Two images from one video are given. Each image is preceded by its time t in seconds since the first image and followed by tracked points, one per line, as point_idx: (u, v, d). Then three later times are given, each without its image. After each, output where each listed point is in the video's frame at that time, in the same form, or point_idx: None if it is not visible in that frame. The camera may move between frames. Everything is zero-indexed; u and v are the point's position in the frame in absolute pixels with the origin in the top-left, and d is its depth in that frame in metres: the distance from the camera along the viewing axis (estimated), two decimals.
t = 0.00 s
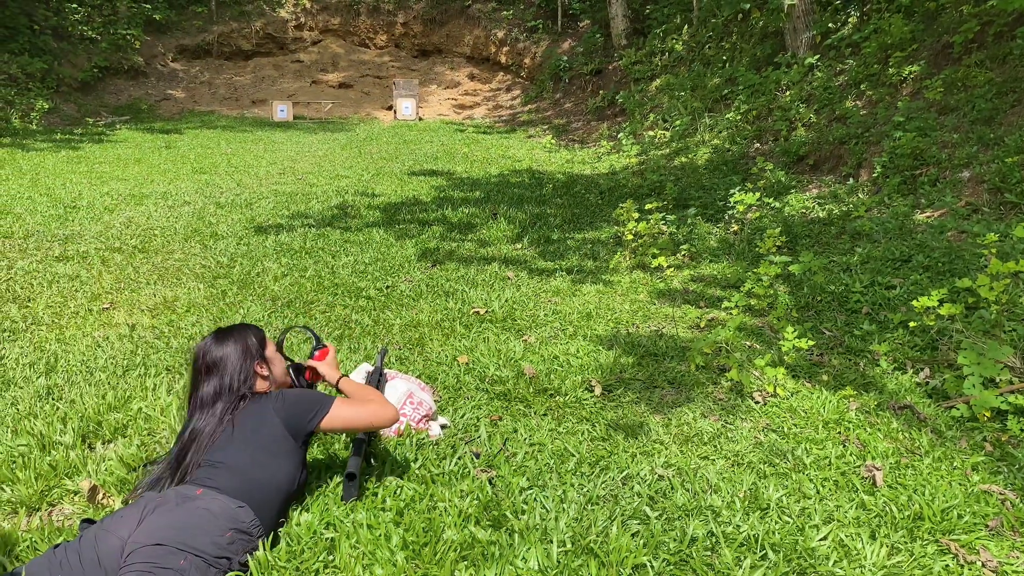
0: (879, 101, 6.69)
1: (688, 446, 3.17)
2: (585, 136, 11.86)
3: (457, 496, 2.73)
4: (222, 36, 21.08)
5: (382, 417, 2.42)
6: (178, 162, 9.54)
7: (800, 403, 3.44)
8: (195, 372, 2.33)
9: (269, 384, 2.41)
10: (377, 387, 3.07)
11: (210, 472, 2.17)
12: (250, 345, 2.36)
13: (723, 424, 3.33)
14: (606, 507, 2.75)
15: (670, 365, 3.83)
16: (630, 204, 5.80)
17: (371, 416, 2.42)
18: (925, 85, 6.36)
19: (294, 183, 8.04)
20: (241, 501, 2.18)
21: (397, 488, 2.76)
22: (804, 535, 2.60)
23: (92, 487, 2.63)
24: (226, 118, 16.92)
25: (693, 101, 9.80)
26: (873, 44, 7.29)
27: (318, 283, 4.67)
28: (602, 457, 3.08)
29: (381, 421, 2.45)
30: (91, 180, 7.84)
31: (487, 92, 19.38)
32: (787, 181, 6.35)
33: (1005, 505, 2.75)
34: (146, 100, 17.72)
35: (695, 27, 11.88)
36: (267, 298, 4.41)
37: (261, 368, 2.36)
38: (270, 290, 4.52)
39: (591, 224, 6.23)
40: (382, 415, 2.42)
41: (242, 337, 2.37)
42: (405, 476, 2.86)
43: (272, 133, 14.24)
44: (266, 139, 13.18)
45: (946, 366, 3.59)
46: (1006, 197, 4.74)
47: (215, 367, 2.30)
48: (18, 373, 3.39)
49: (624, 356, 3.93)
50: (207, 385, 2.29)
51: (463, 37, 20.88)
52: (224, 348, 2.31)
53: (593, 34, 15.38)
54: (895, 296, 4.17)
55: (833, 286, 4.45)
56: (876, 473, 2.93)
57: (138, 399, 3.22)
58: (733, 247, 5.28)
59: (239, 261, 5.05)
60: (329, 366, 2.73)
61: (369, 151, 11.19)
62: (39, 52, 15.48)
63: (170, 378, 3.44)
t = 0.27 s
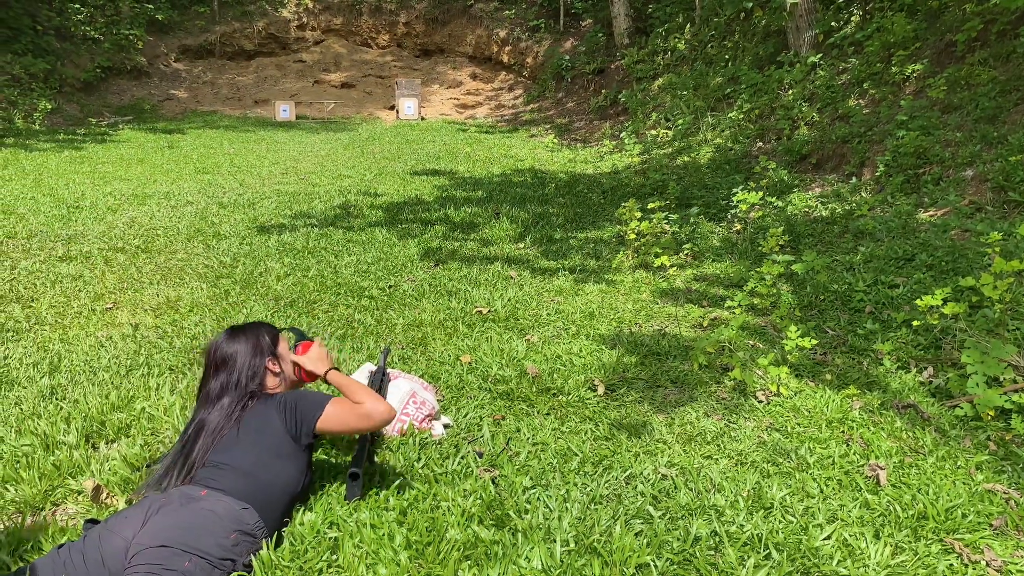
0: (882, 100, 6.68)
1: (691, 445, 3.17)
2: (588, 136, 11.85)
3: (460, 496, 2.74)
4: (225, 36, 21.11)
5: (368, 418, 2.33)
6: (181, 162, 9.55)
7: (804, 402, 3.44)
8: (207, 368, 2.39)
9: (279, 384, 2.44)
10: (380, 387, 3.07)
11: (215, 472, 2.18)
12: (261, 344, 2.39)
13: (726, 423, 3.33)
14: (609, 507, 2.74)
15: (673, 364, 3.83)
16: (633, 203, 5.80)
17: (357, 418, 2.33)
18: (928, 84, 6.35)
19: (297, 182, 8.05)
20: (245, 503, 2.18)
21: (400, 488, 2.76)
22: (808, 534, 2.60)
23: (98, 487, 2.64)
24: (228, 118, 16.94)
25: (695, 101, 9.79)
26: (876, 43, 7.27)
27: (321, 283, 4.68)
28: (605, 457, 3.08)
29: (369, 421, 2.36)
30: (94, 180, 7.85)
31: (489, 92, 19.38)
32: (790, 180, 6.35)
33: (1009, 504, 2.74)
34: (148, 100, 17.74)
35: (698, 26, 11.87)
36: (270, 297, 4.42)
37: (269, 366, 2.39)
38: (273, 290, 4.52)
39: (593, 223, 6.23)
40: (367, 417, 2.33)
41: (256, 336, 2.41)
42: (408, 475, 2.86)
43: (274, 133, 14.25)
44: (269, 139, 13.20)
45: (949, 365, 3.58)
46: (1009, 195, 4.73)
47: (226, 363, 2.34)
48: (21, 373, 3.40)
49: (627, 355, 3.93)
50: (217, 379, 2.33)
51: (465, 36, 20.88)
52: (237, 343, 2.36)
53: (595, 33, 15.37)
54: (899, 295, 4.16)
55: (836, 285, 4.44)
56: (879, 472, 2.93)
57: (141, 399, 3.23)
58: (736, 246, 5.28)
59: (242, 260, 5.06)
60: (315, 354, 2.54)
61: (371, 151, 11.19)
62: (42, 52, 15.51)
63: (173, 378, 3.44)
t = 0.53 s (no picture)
0: (886, 99, 6.66)
1: (695, 445, 3.17)
2: (591, 136, 11.84)
3: (464, 496, 2.74)
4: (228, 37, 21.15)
5: (360, 400, 2.25)
6: (185, 163, 9.56)
7: (808, 402, 3.43)
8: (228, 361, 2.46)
9: (293, 384, 2.48)
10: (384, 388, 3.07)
11: (220, 472, 2.20)
12: (280, 345, 2.46)
13: (731, 423, 3.33)
14: (613, 507, 2.74)
15: (677, 364, 3.83)
16: (636, 203, 5.79)
17: (349, 401, 2.25)
18: (932, 83, 6.33)
19: (301, 183, 8.05)
20: (250, 503, 2.20)
21: (405, 488, 2.77)
22: (813, 534, 2.59)
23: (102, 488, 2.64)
24: (232, 119, 16.98)
25: (699, 100, 9.78)
26: (880, 41, 7.25)
27: (324, 283, 4.68)
28: (609, 457, 3.08)
29: (363, 405, 2.27)
30: (98, 181, 7.87)
31: (492, 92, 19.40)
32: (794, 179, 6.34)
33: (1016, 503, 2.73)
34: (152, 101, 17.79)
35: (701, 25, 11.86)
36: (274, 298, 4.43)
37: (284, 365, 2.44)
38: (277, 290, 4.53)
39: (597, 222, 6.23)
40: (359, 400, 2.24)
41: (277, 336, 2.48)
42: (413, 475, 2.87)
43: (278, 134, 14.27)
44: (272, 140, 13.23)
45: (955, 364, 3.57)
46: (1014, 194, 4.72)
47: (242, 358, 2.40)
48: (26, 374, 3.41)
49: (631, 355, 3.92)
50: (233, 372, 2.39)
51: (468, 37, 20.89)
52: (256, 340, 2.43)
53: (598, 33, 15.37)
54: (903, 294, 4.16)
55: (841, 284, 4.44)
56: (884, 471, 2.93)
57: (146, 400, 3.24)
58: (740, 246, 5.27)
59: (245, 261, 5.07)
60: (310, 348, 2.49)
61: (375, 151, 11.20)
62: (46, 54, 15.57)
63: (177, 379, 3.45)
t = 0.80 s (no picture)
0: (892, 98, 6.64)
1: (702, 447, 3.17)
2: (597, 136, 11.83)
3: (470, 498, 2.75)
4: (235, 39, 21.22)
5: (366, 406, 2.24)
6: (191, 165, 9.60)
7: (815, 403, 3.43)
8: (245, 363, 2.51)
9: (305, 389, 2.50)
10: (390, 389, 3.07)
11: (228, 474, 2.23)
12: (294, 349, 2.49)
13: (737, 424, 3.33)
14: (620, 509, 2.74)
15: (683, 364, 3.83)
16: (642, 203, 5.79)
17: (355, 408, 2.24)
18: (939, 82, 6.30)
19: (307, 185, 8.08)
20: (256, 505, 2.21)
21: (411, 490, 2.78)
22: (819, 536, 2.59)
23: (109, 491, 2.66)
24: (239, 121, 17.04)
25: (705, 100, 9.76)
26: (886, 40, 7.23)
27: (330, 285, 4.70)
28: (616, 458, 3.08)
29: (369, 410, 2.27)
30: (105, 183, 7.91)
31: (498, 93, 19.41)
32: (801, 179, 6.32)
33: None
34: (158, 103, 17.88)
35: (707, 25, 11.84)
36: (280, 299, 4.45)
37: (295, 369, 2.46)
38: (283, 292, 4.54)
39: (602, 223, 6.22)
40: (364, 407, 2.24)
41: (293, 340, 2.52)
42: (419, 477, 2.87)
43: (284, 135, 14.31)
44: (278, 141, 13.28)
45: (962, 364, 3.56)
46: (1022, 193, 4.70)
47: (256, 361, 2.45)
48: (34, 376, 3.44)
49: (636, 356, 3.93)
50: (247, 373, 2.44)
51: (474, 37, 20.90)
52: (273, 343, 2.49)
53: (604, 33, 15.35)
54: (910, 294, 4.14)
55: (848, 285, 4.43)
56: (892, 472, 2.92)
57: (153, 402, 3.26)
58: (746, 246, 5.26)
59: (252, 263, 5.09)
60: (314, 353, 2.49)
61: (380, 153, 11.22)
62: (53, 56, 15.66)
63: (184, 381, 3.47)
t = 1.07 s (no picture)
0: (902, 97, 6.61)
1: (712, 447, 3.17)
2: (607, 136, 11.81)
3: (481, 499, 2.76)
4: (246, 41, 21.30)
5: (379, 420, 2.25)
6: (202, 167, 9.65)
7: (826, 403, 3.42)
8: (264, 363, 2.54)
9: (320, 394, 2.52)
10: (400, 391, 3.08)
11: (241, 475, 2.25)
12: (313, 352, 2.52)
13: (748, 425, 3.32)
14: (630, 510, 2.74)
15: (693, 365, 3.83)
16: (651, 203, 5.79)
17: (368, 421, 2.25)
18: (950, 81, 6.27)
19: (316, 186, 8.11)
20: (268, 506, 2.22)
21: (422, 491, 2.79)
22: (831, 537, 2.59)
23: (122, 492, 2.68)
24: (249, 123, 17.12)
25: (714, 100, 9.73)
26: (896, 39, 7.20)
27: (340, 286, 4.72)
28: (626, 459, 3.09)
29: (381, 425, 2.28)
30: (116, 185, 7.96)
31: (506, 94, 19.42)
32: (811, 179, 6.30)
33: None
34: (169, 105, 17.99)
35: (716, 25, 11.81)
36: (291, 301, 4.47)
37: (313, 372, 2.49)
38: (293, 293, 4.57)
39: (612, 223, 6.22)
40: (377, 421, 2.24)
41: (313, 343, 2.55)
42: (429, 478, 2.89)
43: (294, 137, 14.37)
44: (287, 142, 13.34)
45: (974, 365, 3.55)
46: None
47: (275, 362, 2.48)
48: (47, 378, 3.47)
49: (647, 357, 3.92)
50: (265, 374, 2.47)
51: (483, 38, 20.92)
52: (293, 345, 2.52)
53: (612, 34, 15.33)
54: (921, 294, 4.13)
55: (858, 285, 4.41)
56: (903, 473, 2.91)
57: (165, 403, 3.28)
58: (756, 246, 5.25)
59: (262, 264, 5.11)
60: (333, 361, 2.51)
61: (389, 154, 11.25)
62: (65, 59, 15.78)
63: (195, 382, 3.50)
